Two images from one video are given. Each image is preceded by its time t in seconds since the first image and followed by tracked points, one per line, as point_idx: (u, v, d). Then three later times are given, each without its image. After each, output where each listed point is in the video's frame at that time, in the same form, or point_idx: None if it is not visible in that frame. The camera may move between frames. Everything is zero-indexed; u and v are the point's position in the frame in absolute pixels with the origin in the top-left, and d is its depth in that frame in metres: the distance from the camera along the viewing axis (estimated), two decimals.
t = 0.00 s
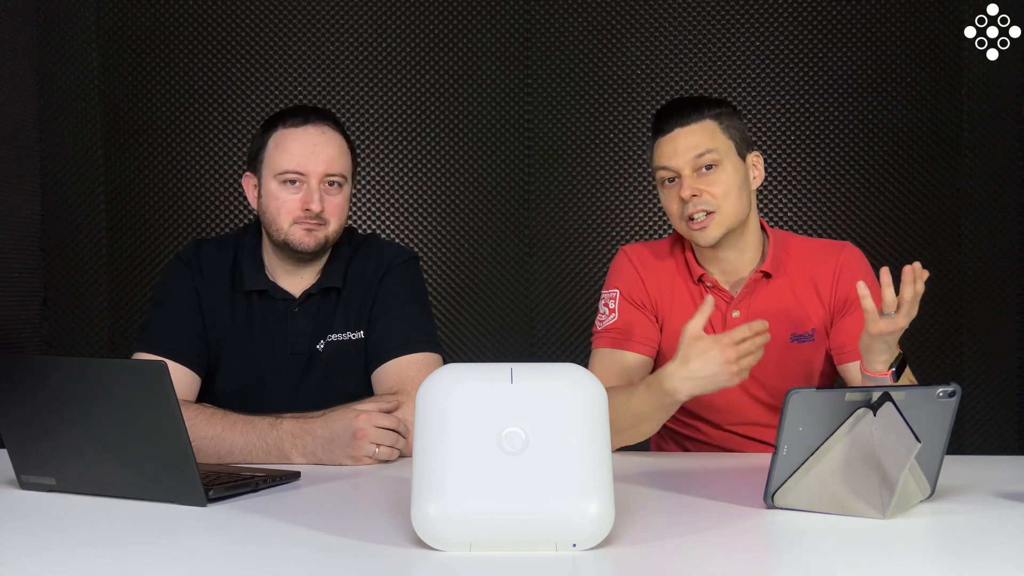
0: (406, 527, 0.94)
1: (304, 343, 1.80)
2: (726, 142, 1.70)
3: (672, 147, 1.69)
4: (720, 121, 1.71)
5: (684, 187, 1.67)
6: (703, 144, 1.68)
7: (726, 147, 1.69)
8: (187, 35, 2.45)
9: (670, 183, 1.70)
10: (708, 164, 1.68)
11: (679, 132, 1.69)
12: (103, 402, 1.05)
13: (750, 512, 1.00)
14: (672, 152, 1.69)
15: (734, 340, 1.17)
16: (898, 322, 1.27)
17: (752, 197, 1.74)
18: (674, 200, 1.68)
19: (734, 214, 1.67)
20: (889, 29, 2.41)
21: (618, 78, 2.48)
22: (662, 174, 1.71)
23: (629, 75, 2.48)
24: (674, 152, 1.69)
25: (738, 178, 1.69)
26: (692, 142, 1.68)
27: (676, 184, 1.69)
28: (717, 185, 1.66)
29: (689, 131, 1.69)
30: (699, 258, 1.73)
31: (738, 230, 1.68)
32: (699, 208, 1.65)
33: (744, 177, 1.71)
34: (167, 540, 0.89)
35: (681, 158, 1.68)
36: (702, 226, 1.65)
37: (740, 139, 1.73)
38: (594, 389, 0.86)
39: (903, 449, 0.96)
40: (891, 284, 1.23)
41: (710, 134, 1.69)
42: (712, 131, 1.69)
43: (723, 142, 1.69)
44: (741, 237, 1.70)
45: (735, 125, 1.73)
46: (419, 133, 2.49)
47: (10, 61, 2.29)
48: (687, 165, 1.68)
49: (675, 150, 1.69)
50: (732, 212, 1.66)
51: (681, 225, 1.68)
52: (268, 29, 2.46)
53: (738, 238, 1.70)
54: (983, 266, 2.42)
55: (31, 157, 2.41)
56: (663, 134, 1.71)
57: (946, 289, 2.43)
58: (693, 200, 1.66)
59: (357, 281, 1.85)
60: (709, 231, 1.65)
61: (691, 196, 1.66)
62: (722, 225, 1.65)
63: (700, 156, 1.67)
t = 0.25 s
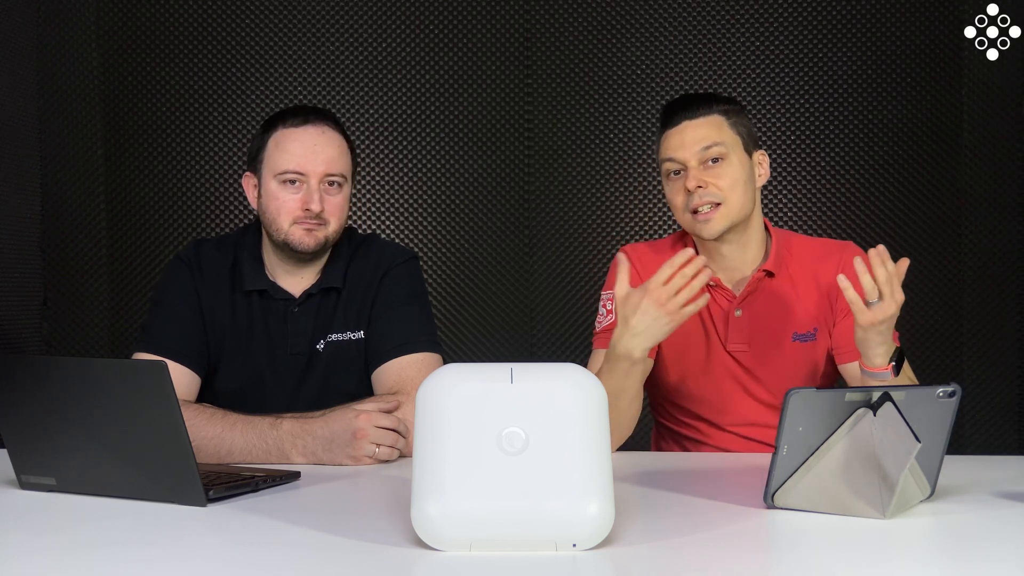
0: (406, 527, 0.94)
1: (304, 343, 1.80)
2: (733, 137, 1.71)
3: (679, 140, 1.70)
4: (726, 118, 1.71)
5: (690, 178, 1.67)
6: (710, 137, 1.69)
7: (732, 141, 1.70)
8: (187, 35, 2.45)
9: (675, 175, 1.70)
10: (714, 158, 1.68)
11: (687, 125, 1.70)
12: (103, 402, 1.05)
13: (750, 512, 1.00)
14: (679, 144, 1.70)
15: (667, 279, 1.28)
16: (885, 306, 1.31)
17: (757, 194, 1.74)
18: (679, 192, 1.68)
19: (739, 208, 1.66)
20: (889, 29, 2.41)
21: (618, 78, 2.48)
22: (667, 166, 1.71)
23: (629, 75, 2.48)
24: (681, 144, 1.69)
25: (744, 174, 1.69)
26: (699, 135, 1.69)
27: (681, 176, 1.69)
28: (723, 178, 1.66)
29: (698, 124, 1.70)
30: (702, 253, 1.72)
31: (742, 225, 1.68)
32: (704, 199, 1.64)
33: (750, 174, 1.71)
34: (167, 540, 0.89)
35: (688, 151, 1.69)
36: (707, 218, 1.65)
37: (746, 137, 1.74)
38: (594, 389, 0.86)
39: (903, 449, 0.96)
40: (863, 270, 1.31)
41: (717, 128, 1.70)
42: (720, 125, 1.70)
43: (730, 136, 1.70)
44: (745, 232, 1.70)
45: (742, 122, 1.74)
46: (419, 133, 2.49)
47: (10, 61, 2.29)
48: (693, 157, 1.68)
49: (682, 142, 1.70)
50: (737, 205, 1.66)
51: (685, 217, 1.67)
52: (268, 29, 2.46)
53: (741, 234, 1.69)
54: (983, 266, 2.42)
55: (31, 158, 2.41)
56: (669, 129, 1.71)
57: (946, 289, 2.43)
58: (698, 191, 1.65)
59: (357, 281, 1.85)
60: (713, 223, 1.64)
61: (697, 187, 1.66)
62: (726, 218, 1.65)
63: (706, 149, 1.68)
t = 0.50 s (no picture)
0: (406, 527, 0.94)
1: (304, 343, 1.80)
2: (729, 144, 1.69)
3: (674, 148, 1.69)
4: (724, 122, 1.71)
5: (684, 188, 1.67)
6: (705, 145, 1.68)
7: (728, 149, 1.69)
8: (187, 35, 2.45)
9: (671, 183, 1.70)
10: (709, 166, 1.67)
11: (682, 132, 1.70)
12: (103, 402, 1.05)
13: (750, 512, 1.00)
14: (674, 153, 1.69)
15: (590, 287, 1.18)
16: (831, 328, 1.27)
17: (755, 199, 1.73)
18: (675, 201, 1.68)
19: (734, 217, 1.66)
20: (889, 29, 2.41)
21: (618, 78, 2.48)
22: (663, 174, 1.71)
23: (629, 75, 2.48)
24: (676, 153, 1.69)
25: (739, 181, 1.68)
26: (694, 143, 1.68)
27: (676, 185, 1.69)
28: (717, 188, 1.66)
29: (693, 132, 1.69)
30: (701, 258, 1.73)
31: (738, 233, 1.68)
32: (698, 210, 1.65)
33: (747, 180, 1.70)
34: (167, 540, 0.89)
35: (682, 160, 1.68)
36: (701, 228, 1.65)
37: (744, 141, 1.73)
38: (594, 388, 0.86)
39: (903, 449, 0.96)
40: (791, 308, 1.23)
41: (712, 136, 1.69)
42: (715, 133, 1.69)
43: (725, 143, 1.68)
44: (742, 239, 1.69)
45: (739, 126, 1.73)
46: (419, 133, 2.49)
47: (10, 61, 2.30)
48: (688, 166, 1.68)
49: (676, 151, 1.69)
50: (732, 214, 1.66)
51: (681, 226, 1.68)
52: (268, 29, 2.46)
53: (738, 241, 1.69)
54: (983, 266, 2.42)
55: (30, 158, 2.41)
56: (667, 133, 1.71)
57: (946, 289, 2.43)
58: (692, 202, 1.65)
59: (357, 281, 1.85)
60: (707, 234, 1.65)
61: (691, 197, 1.66)
62: (721, 228, 1.65)
63: (701, 158, 1.67)
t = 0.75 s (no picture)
0: (406, 527, 0.94)
1: (304, 343, 1.80)
2: (726, 148, 1.68)
3: (670, 150, 1.68)
4: (723, 124, 1.70)
5: (679, 192, 1.67)
6: (702, 149, 1.67)
7: (725, 153, 1.68)
8: (187, 35, 2.45)
9: (667, 185, 1.69)
10: (705, 171, 1.67)
11: (679, 135, 1.68)
12: (103, 402, 1.05)
13: (750, 512, 1.00)
14: (670, 155, 1.68)
15: (577, 312, 1.19)
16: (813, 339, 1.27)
17: (751, 201, 1.73)
18: (670, 204, 1.68)
19: (729, 221, 1.66)
20: (889, 29, 2.41)
21: (618, 78, 2.48)
22: (659, 176, 1.70)
23: (629, 75, 2.47)
24: (672, 156, 1.68)
25: (735, 185, 1.68)
26: (691, 147, 1.67)
27: (672, 188, 1.68)
28: (713, 193, 1.66)
29: (689, 135, 1.68)
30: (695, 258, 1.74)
31: (733, 236, 1.68)
32: (693, 215, 1.65)
33: (742, 183, 1.70)
34: (167, 540, 0.89)
35: (678, 163, 1.67)
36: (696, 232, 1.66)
37: (741, 143, 1.72)
38: (594, 388, 0.86)
39: (903, 449, 0.96)
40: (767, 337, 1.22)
41: (710, 139, 1.68)
42: (713, 136, 1.68)
43: (722, 147, 1.67)
44: (736, 242, 1.70)
45: (738, 127, 1.71)
46: (419, 133, 2.49)
47: (10, 61, 2.30)
48: (684, 170, 1.67)
49: (673, 153, 1.68)
50: (727, 219, 1.66)
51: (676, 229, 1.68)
52: (268, 29, 2.46)
53: (733, 244, 1.70)
54: (983, 266, 2.42)
55: (30, 158, 2.41)
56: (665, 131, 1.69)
57: (945, 289, 2.43)
58: (688, 206, 1.65)
59: (357, 281, 1.85)
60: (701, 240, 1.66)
61: (686, 202, 1.65)
62: (715, 233, 1.66)
63: (697, 162, 1.66)
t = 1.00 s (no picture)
0: (406, 527, 0.94)
1: (304, 342, 1.80)
2: (724, 142, 1.69)
3: (670, 144, 1.68)
4: (721, 118, 1.70)
5: (679, 185, 1.66)
6: (701, 142, 1.67)
7: (723, 147, 1.68)
8: (187, 35, 2.45)
9: (666, 179, 1.69)
10: (705, 163, 1.67)
11: (678, 128, 1.68)
12: (103, 402, 1.05)
13: (750, 512, 1.00)
14: (670, 148, 1.68)
15: (629, 280, 1.34)
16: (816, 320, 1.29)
17: (748, 196, 1.73)
18: (670, 197, 1.68)
19: (728, 214, 1.66)
20: (889, 29, 2.41)
21: (618, 78, 2.48)
22: (658, 169, 1.70)
23: (630, 75, 2.48)
24: (671, 149, 1.67)
25: (735, 178, 1.68)
26: (690, 140, 1.67)
27: (671, 181, 1.68)
28: (713, 185, 1.65)
29: (689, 128, 1.68)
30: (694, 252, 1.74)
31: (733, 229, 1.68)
32: (693, 208, 1.65)
33: (742, 176, 1.70)
34: (167, 540, 0.89)
35: (678, 156, 1.67)
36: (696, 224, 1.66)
37: (739, 137, 1.72)
38: (594, 389, 0.86)
39: (903, 449, 0.96)
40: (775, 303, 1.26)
41: (709, 132, 1.68)
42: (711, 130, 1.68)
43: (721, 141, 1.67)
44: (736, 235, 1.70)
45: (736, 121, 1.71)
46: (419, 133, 2.49)
47: (10, 61, 2.30)
48: (684, 163, 1.66)
49: (672, 147, 1.68)
50: (726, 212, 1.66)
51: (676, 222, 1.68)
52: (268, 29, 2.46)
53: (732, 236, 1.70)
54: (983, 266, 2.42)
55: (30, 158, 2.41)
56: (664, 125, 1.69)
57: (945, 288, 2.43)
58: (688, 199, 1.65)
59: (357, 281, 1.85)
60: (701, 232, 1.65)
61: (686, 194, 1.65)
62: (715, 225, 1.65)
63: (697, 155, 1.66)
